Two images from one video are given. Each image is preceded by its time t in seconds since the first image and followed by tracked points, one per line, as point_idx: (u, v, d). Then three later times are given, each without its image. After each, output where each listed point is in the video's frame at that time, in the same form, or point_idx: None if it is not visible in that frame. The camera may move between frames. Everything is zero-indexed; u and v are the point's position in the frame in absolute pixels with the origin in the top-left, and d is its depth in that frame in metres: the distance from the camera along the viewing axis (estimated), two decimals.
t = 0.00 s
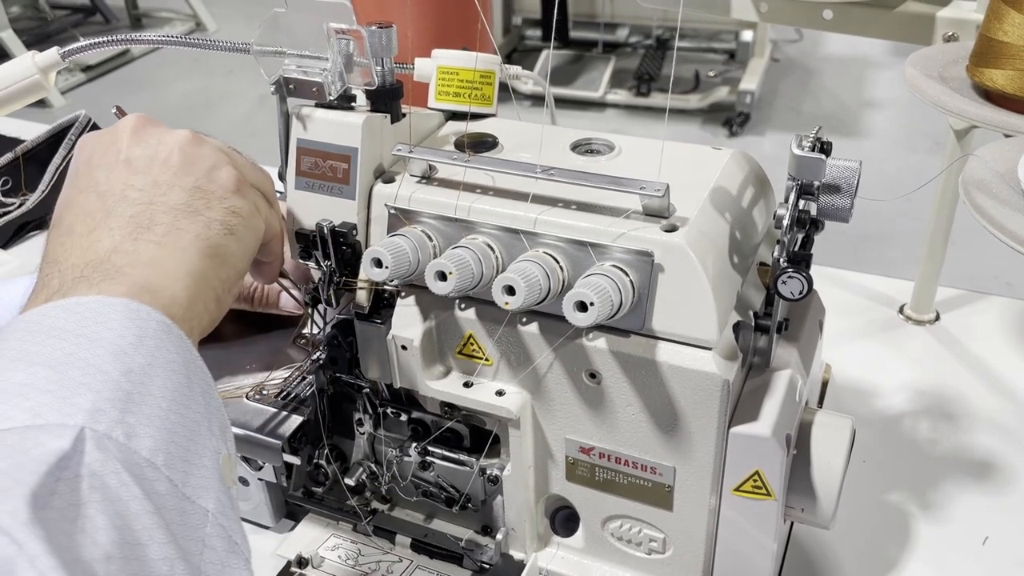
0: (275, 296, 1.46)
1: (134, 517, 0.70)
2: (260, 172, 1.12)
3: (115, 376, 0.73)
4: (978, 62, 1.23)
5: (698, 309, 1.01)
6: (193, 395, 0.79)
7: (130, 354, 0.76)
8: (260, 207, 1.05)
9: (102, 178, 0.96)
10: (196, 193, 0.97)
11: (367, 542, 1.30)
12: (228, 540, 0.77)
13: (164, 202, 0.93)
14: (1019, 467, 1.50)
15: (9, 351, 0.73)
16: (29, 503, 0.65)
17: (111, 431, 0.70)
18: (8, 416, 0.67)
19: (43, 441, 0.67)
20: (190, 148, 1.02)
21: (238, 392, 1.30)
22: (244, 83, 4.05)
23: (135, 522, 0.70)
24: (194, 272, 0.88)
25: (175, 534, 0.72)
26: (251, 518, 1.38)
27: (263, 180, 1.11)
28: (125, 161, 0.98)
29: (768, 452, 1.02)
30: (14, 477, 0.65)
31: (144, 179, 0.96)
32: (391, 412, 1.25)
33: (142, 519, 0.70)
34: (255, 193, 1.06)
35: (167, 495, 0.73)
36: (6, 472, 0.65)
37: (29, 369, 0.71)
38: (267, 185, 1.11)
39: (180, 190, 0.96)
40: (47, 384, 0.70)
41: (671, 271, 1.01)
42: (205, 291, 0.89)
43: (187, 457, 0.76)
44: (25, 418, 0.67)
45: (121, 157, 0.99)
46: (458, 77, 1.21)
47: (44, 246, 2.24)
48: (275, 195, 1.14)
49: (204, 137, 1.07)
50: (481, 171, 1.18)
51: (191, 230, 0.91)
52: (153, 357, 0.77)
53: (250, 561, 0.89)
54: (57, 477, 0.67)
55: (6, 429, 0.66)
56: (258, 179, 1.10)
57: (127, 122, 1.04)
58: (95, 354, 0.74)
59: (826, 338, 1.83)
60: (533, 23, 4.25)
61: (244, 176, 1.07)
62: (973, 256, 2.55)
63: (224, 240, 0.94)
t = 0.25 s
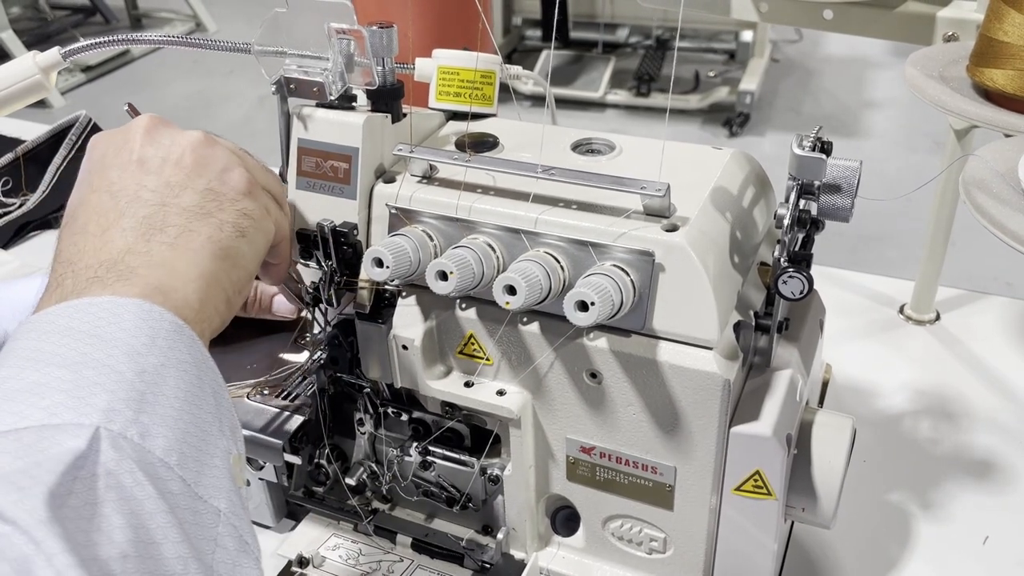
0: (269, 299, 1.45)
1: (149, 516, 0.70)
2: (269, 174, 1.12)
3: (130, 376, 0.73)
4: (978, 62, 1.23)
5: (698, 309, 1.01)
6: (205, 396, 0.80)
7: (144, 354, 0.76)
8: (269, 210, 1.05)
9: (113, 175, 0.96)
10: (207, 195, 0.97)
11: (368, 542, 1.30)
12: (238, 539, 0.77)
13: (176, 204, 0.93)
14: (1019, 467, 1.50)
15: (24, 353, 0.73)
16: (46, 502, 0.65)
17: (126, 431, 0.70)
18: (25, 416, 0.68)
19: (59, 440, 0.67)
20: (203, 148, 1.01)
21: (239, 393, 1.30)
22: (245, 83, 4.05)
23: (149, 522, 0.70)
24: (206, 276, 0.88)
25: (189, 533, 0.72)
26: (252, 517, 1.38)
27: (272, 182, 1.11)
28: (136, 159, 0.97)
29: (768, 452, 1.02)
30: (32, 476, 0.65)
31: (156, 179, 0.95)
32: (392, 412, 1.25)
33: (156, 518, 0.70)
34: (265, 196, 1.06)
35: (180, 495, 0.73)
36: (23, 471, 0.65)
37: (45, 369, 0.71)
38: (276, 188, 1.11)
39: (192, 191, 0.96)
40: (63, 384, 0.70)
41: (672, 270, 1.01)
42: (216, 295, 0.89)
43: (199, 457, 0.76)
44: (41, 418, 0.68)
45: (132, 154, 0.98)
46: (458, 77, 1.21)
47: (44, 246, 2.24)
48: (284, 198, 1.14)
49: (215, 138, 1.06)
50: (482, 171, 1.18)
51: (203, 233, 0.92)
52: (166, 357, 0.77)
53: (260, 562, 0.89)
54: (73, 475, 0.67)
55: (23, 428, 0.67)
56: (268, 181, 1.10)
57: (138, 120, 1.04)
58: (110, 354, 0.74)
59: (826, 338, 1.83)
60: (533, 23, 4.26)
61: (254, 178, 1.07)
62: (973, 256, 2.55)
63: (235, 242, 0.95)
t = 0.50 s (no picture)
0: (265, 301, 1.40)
1: (159, 521, 0.70)
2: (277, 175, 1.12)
3: (140, 381, 0.73)
4: (976, 62, 1.23)
5: (697, 310, 1.01)
6: (214, 400, 0.80)
7: (154, 359, 0.76)
8: (276, 211, 1.05)
9: (122, 177, 0.96)
10: (215, 197, 0.97)
11: (368, 542, 1.30)
12: (248, 542, 0.77)
13: (185, 206, 0.93)
14: (1019, 467, 1.50)
15: (35, 358, 0.73)
16: (59, 508, 0.65)
17: (136, 436, 0.70)
18: (37, 421, 0.68)
19: (71, 446, 0.68)
20: (211, 150, 1.01)
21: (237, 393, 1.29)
22: (245, 83, 4.06)
23: (160, 526, 0.70)
24: (215, 278, 0.88)
25: (199, 538, 0.73)
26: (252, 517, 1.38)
27: (280, 183, 1.11)
28: (145, 161, 0.97)
29: (767, 452, 1.02)
30: (44, 482, 0.66)
31: (165, 181, 0.96)
32: (391, 412, 1.25)
33: (167, 523, 0.70)
34: (273, 197, 1.06)
35: (191, 499, 0.73)
36: (36, 477, 0.66)
37: (56, 374, 0.71)
38: (284, 188, 1.11)
39: (201, 193, 0.96)
40: (73, 389, 0.71)
41: (671, 270, 1.01)
42: (225, 297, 0.89)
43: (209, 461, 0.76)
44: (52, 423, 0.68)
45: (141, 156, 0.98)
46: (458, 77, 1.21)
47: (44, 246, 2.24)
48: (290, 202, 1.14)
49: (223, 139, 1.06)
50: (481, 172, 1.18)
51: (211, 235, 0.92)
52: (175, 362, 0.77)
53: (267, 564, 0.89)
54: (85, 481, 0.67)
55: (35, 433, 0.67)
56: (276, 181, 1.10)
57: (147, 121, 1.04)
58: (120, 359, 0.74)
59: (825, 338, 1.83)
60: (533, 24, 4.26)
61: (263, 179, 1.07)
62: (974, 256, 2.55)
63: (242, 244, 0.95)
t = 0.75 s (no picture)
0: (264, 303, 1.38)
1: (164, 521, 0.70)
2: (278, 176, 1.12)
3: (143, 382, 0.74)
4: (975, 62, 1.23)
5: (696, 309, 1.01)
6: (216, 400, 0.80)
7: (157, 359, 0.76)
8: (278, 213, 1.05)
9: (124, 177, 0.96)
10: (217, 198, 0.97)
11: (367, 542, 1.31)
12: (250, 542, 0.77)
13: (187, 207, 0.93)
14: (1018, 467, 1.50)
15: (39, 358, 0.73)
16: (65, 508, 0.65)
17: (140, 436, 0.70)
18: (41, 421, 0.68)
19: (75, 446, 0.68)
20: (214, 151, 1.01)
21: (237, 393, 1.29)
22: (244, 83, 4.06)
23: (164, 526, 0.70)
24: (217, 279, 0.88)
25: (202, 538, 0.73)
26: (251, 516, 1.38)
27: (282, 184, 1.11)
28: (147, 161, 0.97)
29: (766, 451, 1.02)
30: (49, 482, 0.65)
31: (167, 181, 0.96)
32: (391, 411, 1.25)
33: (171, 523, 0.70)
34: (274, 198, 1.06)
35: (194, 499, 0.73)
36: (40, 477, 0.65)
37: (59, 374, 0.71)
38: (285, 190, 1.11)
39: (203, 194, 0.96)
40: (77, 390, 0.71)
41: (670, 269, 1.01)
42: (227, 298, 0.89)
43: (211, 461, 0.76)
44: (57, 423, 0.68)
45: (144, 156, 0.98)
46: (457, 77, 1.21)
47: (43, 246, 2.24)
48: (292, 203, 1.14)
49: (226, 140, 1.06)
50: (481, 171, 1.18)
51: (213, 236, 0.92)
52: (178, 362, 0.77)
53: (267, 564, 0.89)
54: (90, 481, 0.67)
55: (39, 433, 0.67)
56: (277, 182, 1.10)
57: (150, 122, 1.04)
58: (123, 359, 0.74)
59: (824, 338, 1.83)
60: (533, 24, 4.26)
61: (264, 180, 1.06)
62: (973, 256, 2.55)
63: (244, 246, 0.95)
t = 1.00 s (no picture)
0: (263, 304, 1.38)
1: (161, 522, 0.70)
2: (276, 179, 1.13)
3: (141, 383, 0.74)
4: (973, 62, 1.23)
5: (694, 309, 1.01)
6: (214, 402, 0.80)
7: (154, 361, 0.76)
8: (276, 215, 1.05)
9: (123, 179, 0.96)
10: (216, 200, 0.97)
11: (366, 541, 1.31)
12: (247, 543, 0.77)
13: (186, 209, 0.93)
14: (1016, 466, 1.50)
15: (38, 360, 0.73)
16: (63, 509, 0.66)
17: (138, 438, 0.71)
18: (39, 423, 0.69)
19: (73, 448, 0.68)
20: (212, 153, 1.02)
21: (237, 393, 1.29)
22: (245, 84, 4.06)
23: (161, 527, 0.70)
24: (214, 281, 0.89)
25: (199, 539, 0.73)
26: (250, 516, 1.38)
27: (279, 187, 1.11)
28: (146, 163, 0.97)
29: (764, 451, 1.02)
30: (49, 483, 0.66)
31: (166, 183, 0.96)
32: (390, 411, 1.26)
33: (168, 524, 0.71)
34: (271, 201, 1.06)
35: (192, 500, 0.73)
36: (39, 478, 0.66)
37: (57, 376, 0.72)
38: (283, 192, 1.11)
39: (201, 196, 0.96)
40: (75, 391, 0.71)
41: (668, 269, 1.01)
42: (224, 300, 0.90)
43: (209, 463, 0.76)
44: (54, 425, 0.69)
45: (142, 158, 0.98)
46: (455, 77, 1.21)
47: (43, 246, 2.24)
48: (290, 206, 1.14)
49: (225, 143, 1.06)
50: (479, 171, 1.19)
51: (212, 239, 0.92)
52: (176, 364, 0.77)
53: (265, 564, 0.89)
54: (88, 482, 0.68)
55: (37, 434, 0.68)
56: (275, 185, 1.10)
57: (149, 124, 1.04)
58: (121, 361, 0.74)
59: (823, 338, 1.84)
60: (534, 24, 4.26)
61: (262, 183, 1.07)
62: (973, 256, 2.56)
63: (242, 248, 0.95)
